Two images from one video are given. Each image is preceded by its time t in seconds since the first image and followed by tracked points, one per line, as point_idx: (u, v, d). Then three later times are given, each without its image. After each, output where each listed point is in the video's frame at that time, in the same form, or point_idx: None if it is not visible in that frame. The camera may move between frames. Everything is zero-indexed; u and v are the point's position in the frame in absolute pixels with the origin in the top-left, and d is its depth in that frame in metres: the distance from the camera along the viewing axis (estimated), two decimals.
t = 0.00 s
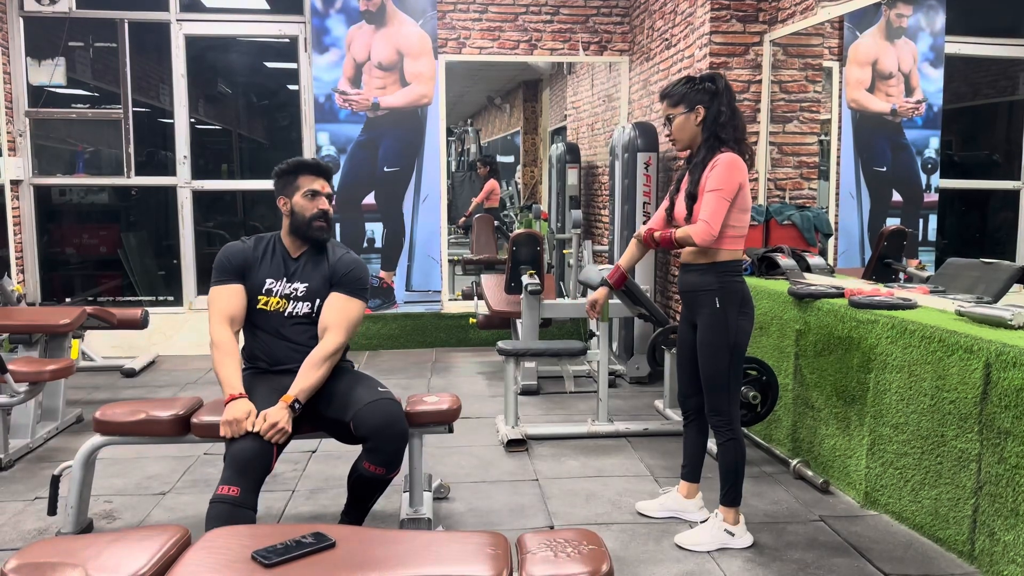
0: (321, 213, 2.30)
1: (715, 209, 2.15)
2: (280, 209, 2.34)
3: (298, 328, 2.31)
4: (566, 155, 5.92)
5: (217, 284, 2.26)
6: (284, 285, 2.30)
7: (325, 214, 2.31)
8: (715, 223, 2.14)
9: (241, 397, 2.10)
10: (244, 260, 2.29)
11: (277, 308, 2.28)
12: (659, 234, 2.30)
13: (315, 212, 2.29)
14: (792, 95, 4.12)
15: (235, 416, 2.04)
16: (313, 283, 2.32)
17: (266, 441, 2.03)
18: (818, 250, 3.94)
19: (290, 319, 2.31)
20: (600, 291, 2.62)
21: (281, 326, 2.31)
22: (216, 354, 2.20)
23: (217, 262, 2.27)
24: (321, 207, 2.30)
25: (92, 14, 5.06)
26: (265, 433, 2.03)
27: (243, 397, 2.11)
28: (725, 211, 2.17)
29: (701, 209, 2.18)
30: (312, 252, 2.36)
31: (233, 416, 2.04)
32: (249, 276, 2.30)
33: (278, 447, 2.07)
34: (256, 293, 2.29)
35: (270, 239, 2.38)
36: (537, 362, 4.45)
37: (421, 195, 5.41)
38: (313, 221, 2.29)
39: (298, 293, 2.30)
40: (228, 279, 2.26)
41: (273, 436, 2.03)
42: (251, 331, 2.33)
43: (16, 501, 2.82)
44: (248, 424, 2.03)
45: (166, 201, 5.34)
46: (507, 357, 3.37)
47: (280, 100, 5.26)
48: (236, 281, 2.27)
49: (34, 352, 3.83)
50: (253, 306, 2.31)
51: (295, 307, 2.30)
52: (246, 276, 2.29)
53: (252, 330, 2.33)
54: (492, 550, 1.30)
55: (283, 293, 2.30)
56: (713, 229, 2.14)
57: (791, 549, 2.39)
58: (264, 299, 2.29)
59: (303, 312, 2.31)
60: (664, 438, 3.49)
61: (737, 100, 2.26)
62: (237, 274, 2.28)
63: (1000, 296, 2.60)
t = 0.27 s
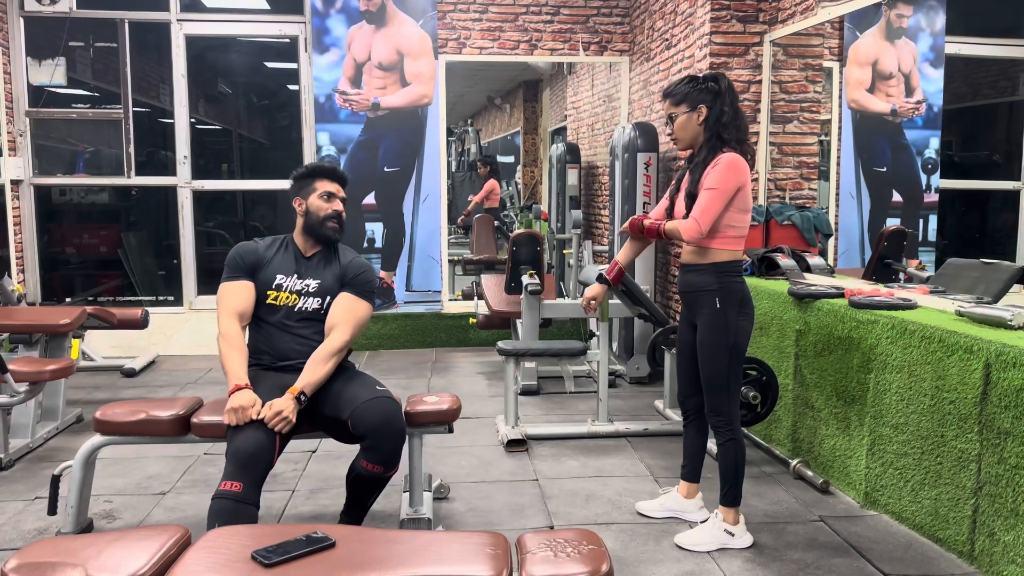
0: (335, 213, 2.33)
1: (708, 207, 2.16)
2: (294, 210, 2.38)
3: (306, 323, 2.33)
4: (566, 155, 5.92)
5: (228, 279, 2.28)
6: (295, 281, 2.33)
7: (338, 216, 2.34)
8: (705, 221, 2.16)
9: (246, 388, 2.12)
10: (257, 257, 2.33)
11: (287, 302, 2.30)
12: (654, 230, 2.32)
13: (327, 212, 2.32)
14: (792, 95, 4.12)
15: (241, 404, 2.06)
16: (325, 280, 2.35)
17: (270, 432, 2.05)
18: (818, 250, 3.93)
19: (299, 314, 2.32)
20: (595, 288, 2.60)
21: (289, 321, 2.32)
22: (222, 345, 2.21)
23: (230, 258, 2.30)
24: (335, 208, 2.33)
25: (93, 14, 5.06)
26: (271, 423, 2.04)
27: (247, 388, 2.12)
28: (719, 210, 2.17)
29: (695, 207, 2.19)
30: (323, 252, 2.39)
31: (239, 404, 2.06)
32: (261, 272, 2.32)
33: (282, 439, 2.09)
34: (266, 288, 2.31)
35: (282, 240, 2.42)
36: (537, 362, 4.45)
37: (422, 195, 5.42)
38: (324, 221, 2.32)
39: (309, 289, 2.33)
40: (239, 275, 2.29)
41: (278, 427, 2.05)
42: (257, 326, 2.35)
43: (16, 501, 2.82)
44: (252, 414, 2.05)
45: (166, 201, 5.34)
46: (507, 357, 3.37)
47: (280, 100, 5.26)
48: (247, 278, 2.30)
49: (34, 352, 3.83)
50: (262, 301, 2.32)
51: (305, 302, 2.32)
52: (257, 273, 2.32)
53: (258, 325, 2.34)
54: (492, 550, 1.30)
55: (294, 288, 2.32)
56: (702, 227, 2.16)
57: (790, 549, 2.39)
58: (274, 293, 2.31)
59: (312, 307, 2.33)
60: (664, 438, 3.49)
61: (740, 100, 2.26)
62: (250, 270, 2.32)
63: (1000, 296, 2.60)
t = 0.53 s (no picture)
0: (328, 237, 2.31)
1: (708, 209, 2.16)
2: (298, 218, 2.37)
3: (315, 322, 2.36)
4: (566, 155, 5.92)
5: (235, 280, 2.30)
6: (304, 282, 2.35)
7: (333, 237, 2.32)
8: (705, 223, 2.16)
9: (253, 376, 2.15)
10: (265, 259, 2.35)
11: (296, 302, 2.33)
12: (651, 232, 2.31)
13: (321, 234, 2.31)
14: (792, 96, 4.13)
15: (251, 387, 2.10)
16: (335, 281, 2.38)
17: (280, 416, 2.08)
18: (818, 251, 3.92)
19: (308, 314, 2.35)
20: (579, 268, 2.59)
21: (298, 319, 2.35)
22: (223, 340, 2.23)
23: (239, 260, 2.33)
24: (326, 232, 2.30)
25: (93, 14, 5.06)
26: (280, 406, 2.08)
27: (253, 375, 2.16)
28: (719, 212, 2.17)
29: (695, 209, 2.20)
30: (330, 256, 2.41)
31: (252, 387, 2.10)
32: (268, 274, 2.34)
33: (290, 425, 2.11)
34: (275, 288, 2.34)
35: (290, 243, 2.43)
36: (537, 363, 4.46)
37: (422, 196, 5.42)
38: (317, 242, 2.32)
39: (319, 289, 2.36)
40: (246, 277, 2.32)
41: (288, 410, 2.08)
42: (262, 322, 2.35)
43: (16, 501, 2.82)
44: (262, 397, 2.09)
45: (166, 201, 5.34)
46: (507, 357, 3.37)
47: (280, 99, 5.27)
48: (253, 280, 2.32)
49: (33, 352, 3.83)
50: (270, 301, 2.34)
51: (314, 302, 2.35)
52: (264, 276, 2.34)
53: (262, 323, 2.35)
54: (491, 550, 1.30)
55: (302, 289, 2.35)
56: (703, 229, 2.16)
57: (790, 549, 2.39)
58: (282, 293, 2.33)
59: (321, 307, 2.36)
60: (664, 438, 3.49)
61: (742, 102, 2.26)
62: (257, 272, 2.34)
63: (1000, 297, 2.60)
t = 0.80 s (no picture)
0: (318, 244, 2.32)
1: (709, 211, 2.17)
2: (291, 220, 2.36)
3: (314, 321, 2.36)
4: (566, 156, 5.92)
5: (233, 279, 2.31)
6: (303, 281, 2.35)
7: (323, 244, 2.32)
8: (706, 225, 2.16)
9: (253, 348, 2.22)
10: (262, 258, 2.35)
11: (295, 303, 2.33)
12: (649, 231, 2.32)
13: (311, 243, 2.32)
14: (792, 97, 4.10)
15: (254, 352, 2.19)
16: (335, 280, 2.38)
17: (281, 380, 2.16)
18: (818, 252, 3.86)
19: (308, 314, 2.36)
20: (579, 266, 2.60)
21: (297, 319, 2.35)
22: (220, 329, 2.26)
23: (236, 259, 2.33)
24: (315, 241, 2.31)
25: (94, 14, 5.06)
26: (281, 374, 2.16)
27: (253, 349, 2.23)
28: (720, 214, 2.18)
29: (695, 211, 2.20)
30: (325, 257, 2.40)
31: (252, 352, 2.20)
32: (265, 273, 2.34)
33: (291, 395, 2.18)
34: (273, 287, 2.34)
35: (286, 241, 2.42)
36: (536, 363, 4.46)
37: (422, 196, 5.42)
38: (309, 250, 2.33)
39: (319, 289, 2.36)
40: (243, 276, 2.32)
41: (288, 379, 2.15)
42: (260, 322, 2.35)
43: (16, 500, 2.82)
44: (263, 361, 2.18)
45: (166, 201, 5.35)
46: (506, 358, 3.37)
47: (280, 99, 5.27)
48: (250, 277, 2.32)
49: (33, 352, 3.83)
50: (268, 300, 2.35)
51: (313, 301, 2.36)
52: (261, 275, 2.34)
53: (261, 323, 2.35)
54: (491, 551, 1.30)
55: (301, 288, 2.35)
56: (704, 232, 2.16)
57: (789, 550, 2.39)
58: (281, 293, 2.34)
59: (322, 307, 2.36)
60: (663, 439, 3.49)
61: (746, 105, 2.27)
62: (253, 272, 2.33)
63: (1000, 298, 2.59)
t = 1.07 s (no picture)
0: (308, 241, 2.31)
1: (707, 212, 2.17)
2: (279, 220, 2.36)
3: (307, 322, 2.36)
4: (566, 156, 5.91)
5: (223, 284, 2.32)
6: (293, 284, 2.35)
7: (313, 241, 2.32)
8: (704, 226, 2.16)
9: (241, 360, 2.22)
10: (251, 262, 2.35)
11: (286, 306, 2.34)
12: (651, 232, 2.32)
13: (299, 241, 2.32)
14: (792, 97, 3.94)
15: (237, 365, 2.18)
16: (326, 281, 2.38)
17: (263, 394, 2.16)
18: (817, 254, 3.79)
19: (300, 316, 2.36)
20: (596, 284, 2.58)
21: (288, 322, 2.35)
22: (211, 338, 2.27)
23: (225, 266, 2.34)
24: (304, 238, 2.31)
25: (94, 13, 5.06)
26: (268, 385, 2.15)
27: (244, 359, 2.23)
28: (718, 215, 2.18)
29: (693, 211, 2.20)
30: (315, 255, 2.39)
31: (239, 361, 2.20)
32: (255, 277, 2.35)
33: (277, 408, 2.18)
34: (264, 291, 2.35)
35: (276, 241, 2.42)
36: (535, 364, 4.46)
37: (422, 196, 5.42)
38: (299, 248, 2.33)
39: (309, 291, 2.36)
40: (232, 281, 2.32)
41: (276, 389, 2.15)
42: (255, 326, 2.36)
43: (15, 499, 2.82)
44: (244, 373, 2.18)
45: (166, 201, 5.35)
46: (505, 359, 3.36)
47: (280, 99, 5.27)
48: (239, 283, 2.33)
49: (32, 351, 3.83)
50: (259, 304, 2.36)
51: (304, 304, 2.36)
52: (252, 279, 2.35)
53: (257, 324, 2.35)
54: (490, 550, 1.30)
55: (290, 291, 2.35)
56: (702, 232, 2.16)
57: (788, 551, 2.39)
58: (271, 297, 2.34)
59: (313, 308, 2.36)
60: (662, 440, 3.49)
61: (749, 108, 2.27)
62: (242, 277, 2.34)
63: (998, 299, 2.60)
